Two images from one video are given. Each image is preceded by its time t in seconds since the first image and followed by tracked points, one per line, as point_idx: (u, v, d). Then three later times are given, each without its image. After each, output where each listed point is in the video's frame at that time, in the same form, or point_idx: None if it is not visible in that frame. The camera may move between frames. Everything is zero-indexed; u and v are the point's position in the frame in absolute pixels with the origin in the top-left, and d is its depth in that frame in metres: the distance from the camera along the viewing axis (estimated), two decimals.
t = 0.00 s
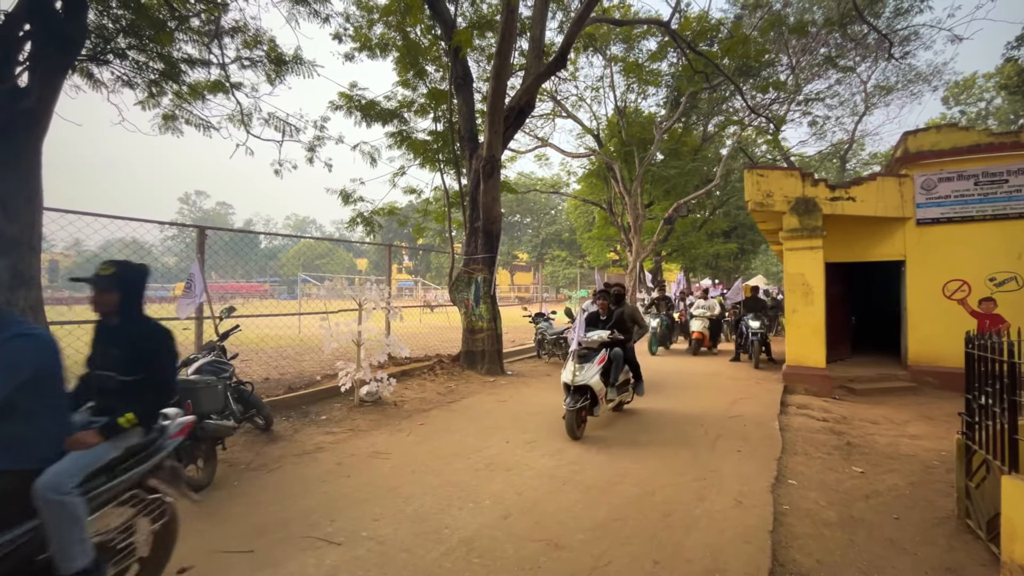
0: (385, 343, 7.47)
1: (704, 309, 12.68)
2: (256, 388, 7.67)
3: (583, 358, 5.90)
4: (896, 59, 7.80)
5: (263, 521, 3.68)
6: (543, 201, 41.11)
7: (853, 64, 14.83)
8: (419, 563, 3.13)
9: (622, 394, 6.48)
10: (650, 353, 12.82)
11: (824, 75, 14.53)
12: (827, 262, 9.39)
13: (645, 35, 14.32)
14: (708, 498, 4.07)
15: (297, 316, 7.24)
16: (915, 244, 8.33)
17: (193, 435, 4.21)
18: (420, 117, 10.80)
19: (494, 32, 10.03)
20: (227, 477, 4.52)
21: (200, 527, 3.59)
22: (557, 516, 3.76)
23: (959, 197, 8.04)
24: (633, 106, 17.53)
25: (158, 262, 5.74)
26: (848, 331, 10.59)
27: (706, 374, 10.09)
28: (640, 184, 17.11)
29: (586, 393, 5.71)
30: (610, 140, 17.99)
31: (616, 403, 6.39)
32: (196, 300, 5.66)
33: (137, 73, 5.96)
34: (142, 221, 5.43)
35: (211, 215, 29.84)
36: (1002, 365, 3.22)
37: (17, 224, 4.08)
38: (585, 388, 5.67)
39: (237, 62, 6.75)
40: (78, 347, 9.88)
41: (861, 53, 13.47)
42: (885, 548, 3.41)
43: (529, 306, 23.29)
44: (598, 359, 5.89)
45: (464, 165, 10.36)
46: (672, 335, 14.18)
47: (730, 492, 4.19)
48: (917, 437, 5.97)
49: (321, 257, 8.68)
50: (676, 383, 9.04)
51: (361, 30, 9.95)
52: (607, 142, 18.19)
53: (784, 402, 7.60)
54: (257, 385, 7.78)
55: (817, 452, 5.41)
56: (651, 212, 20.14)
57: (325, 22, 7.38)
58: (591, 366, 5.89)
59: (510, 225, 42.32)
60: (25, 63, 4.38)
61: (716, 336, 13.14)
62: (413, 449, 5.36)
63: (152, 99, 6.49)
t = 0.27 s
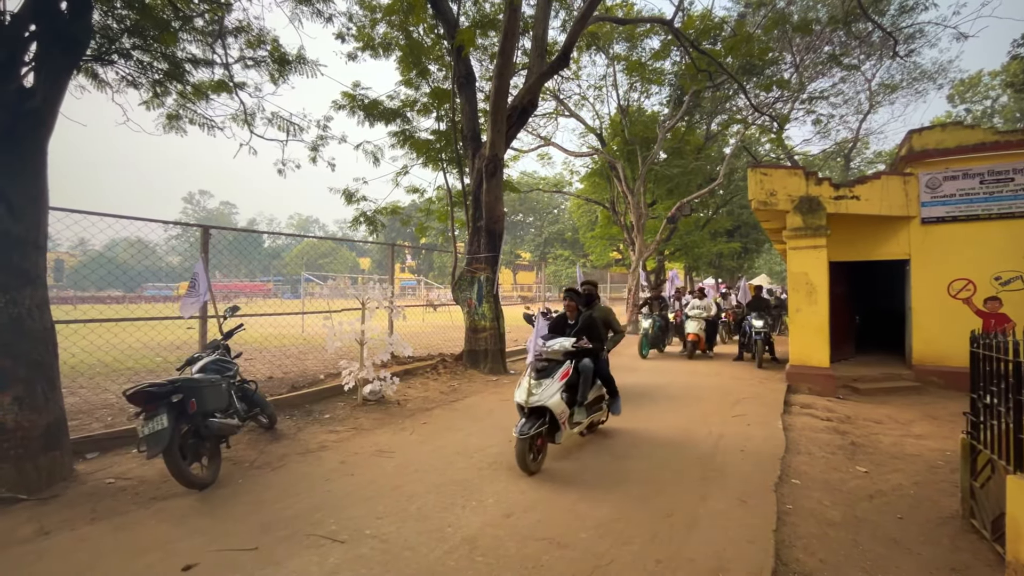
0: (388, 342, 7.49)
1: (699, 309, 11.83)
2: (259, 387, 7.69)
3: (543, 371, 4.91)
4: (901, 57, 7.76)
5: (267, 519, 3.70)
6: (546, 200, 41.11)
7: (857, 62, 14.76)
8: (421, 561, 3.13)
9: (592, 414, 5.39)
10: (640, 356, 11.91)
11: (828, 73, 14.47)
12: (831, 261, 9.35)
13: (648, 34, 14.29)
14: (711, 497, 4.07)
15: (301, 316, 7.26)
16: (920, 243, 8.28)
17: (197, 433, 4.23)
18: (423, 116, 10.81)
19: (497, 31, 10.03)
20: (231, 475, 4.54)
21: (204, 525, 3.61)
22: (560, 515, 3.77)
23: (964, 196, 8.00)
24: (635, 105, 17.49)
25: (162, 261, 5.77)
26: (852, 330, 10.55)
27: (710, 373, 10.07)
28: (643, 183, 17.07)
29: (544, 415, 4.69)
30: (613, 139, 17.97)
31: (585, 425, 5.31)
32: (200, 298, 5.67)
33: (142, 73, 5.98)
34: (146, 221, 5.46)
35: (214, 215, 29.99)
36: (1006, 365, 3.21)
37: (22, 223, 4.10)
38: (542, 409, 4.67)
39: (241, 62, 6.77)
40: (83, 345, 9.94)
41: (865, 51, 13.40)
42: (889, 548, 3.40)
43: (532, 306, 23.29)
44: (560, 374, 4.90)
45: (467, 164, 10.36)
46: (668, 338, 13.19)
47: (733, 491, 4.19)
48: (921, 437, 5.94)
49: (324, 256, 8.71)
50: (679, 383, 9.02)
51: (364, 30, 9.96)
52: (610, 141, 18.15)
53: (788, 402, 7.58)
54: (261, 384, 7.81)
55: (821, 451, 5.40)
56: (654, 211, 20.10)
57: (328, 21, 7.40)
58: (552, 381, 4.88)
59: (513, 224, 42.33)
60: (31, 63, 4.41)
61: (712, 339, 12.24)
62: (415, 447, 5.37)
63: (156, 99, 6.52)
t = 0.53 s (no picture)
0: (393, 340, 7.50)
1: (696, 309, 11.05)
2: (265, 385, 7.73)
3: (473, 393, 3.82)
4: (908, 54, 7.69)
5: (271, 516, 3.71)
6: (550, 199, 41.12)
7: (864, 60, 14.65)
8: (425, 559, 3.14)
9: (544, 445, 4.31)
10: (633, 361, 11.09)
11: (834, 71, 14.37)
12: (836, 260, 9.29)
13: (652, 32, 14.24)
14: (715, 497, 4.06)
15: (305, 314, 7.29)
16: (927, 241, 8.22)
17: (204, 431, 4.26)
18: (428, 115, 10.82)
19: (501, 30, 10.02)
20: (237, 472, 4.57)
21: (210, 521, 3.64)
22: (562, 513, 3.76)
23: (972, 194, 7.93)
24: (640, 103, 17.43)
25: (168, 260, 5.80)
26: (858, 329, 10.49)
27: (714, 372, 10.03)
28: (647, 181, 17.02)
29: (471, 453, 3.62)
30: (617, 138, 17.92)
31: (534, 460, 4.18)
32: (206, 297, 5.70)
33: (148, 73, 6.02)
34: (152, 220, 5.50)
35: (220, 214, 30.18)
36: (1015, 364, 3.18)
37: (30, 223, 4.14)
38: (468, 443, 3.58)
39: (246, 62, 6.80)
40: (90, 343, 10.03)
41: (872, 48, 13.30)
42: (895, 548, 3.38)
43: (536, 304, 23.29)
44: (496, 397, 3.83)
45: (471, 163, 10.36)
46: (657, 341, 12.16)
47: (738, 490, 4.17)
48: (928, 437, 5.90)
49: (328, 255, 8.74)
50: (683, 381, 9.00)
51: (368, 29, 9.98)
52: (614, 140, 18.11)
53: (793, 401, 7.54)
54: (266, 382, 7.86)
55: (826, 451, 5.37)
56: (659, 209, 20.04)
57: (333, 21, 7.42)
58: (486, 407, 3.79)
59: (517, 223, 42.33)
60: (39, 64, 4.44)
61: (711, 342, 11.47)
62: (419, 445, 5.38)
63: (162, 99, 6.56)
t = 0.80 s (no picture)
0: (398, 340, 7.53)
1: (695, 310, 10.30)
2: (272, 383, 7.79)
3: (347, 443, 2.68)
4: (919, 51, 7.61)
5: (279, 514, 3.74)
6: (556, 199, 41.11)
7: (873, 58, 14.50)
8: (432, 557, 3.16)
9: (462, 501, 3.22)
10: (627, 366, 10.26)
11: (843, 69, 14.24)
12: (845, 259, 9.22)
13: (659, 30, 14.18)
14: (722, 497, 4.04)
15: (312, 314, 7.33)
16: (937, 241, 8.13)
17: (212, 429, 4.30)
18: (434, 115, 10.84)
19: (507, 29, 10.02)
20: (244, 470, 4.60)
21: (218, 518, 3.67)
22: (568, 513, 3.76)
23: (984, 193, 7.83)
24: (646, 102, 17.36)
25: (177, 259, 5.85)
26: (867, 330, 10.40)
27: (720, 372, 9.98)
28: (653, 181, 16.95)
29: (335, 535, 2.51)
30: (623, 137, 17.87)
31: (445, 529, 3.08)
32: (214, 296, 5.75)
33: (158, 74, 6.08)
34: (161, 219, 5.55)
35: (228, 214, 30.43)
36: None
37: (43, 222, 4.19)
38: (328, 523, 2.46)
39: (254, 62, 6.84)
40: (101, 342, 10.14)
41: (882, 46, 13.17)
42: (904, 550, 3.35)
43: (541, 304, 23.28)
44: (376, 450, 2.68)
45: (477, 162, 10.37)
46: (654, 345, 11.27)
47: (745, 491, 4.15)
48: (937, 438, 5.84)
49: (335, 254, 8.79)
50: (690, 381, 8.96)
51: (374, 29, 10.01)
52: (620, 139, 18.05)
53: (800, 402, 7.49)
54: (273, 381, 7.92)
55: (834, 452, 5.33)
56: (665, 209, 19.96)
57: (339, 21, 7.45)
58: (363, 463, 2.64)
59: (522, 223, 42.33)
60: (51, 65, 4.50)
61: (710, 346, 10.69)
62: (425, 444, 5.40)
63: (171, 100, 6.62)
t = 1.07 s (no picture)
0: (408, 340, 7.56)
1: (697, 314, 9.37)
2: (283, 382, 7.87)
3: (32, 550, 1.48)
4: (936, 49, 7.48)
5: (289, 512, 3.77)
6: (565, 199, 41.06)
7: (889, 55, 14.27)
8: (441, 556, 3.17)
9: None
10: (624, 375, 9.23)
11: (858, 67, 14.03)
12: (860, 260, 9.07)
13: (670, 29, 14.09)
14: (733, 500, 4.00)
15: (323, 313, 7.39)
16: (955, 241, 7.98)
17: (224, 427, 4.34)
18: (444, 116, 10.88)
19: (517, 30, 10.02)
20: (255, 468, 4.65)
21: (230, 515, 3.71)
22: (577, 514, 3.74)
23: (1004, 192, 7.67)
24: (657, 102, 17.26)
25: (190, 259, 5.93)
26: (882, 331, 10.23)
27: (732, 374, 9.88)
28: (664, 181, 16.83)
29: None
30: (633, 137, 17.78)
31: None
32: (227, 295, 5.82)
33: (173, 76, 6.17)
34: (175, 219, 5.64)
35: (240, 214, 30.81)
36: None
37: (61, 222, 4.28)
38: None
39: (267, 64, 6.91)
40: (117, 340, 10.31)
41: (898, 43, 12.96)
42: (920, 556, 3.29)
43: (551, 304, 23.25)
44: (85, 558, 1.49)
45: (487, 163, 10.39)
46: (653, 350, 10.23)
47: (757, 494, 4.10)
48: (955, 442, 5.73)
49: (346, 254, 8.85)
50: (700, 383, 8.88)
51: (385, 31, 10.08)
52: (630, 139, 17.96)
53: (814, 404, 7.39)
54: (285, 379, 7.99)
55: (848, 455, 5.25)
56: (675, 209, 19.83)
57: (351, 23, 7.50)
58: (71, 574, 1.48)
59: (532, 223, 42.31)
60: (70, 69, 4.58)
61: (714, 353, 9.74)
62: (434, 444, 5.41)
63: (186, 102, 6.71)
